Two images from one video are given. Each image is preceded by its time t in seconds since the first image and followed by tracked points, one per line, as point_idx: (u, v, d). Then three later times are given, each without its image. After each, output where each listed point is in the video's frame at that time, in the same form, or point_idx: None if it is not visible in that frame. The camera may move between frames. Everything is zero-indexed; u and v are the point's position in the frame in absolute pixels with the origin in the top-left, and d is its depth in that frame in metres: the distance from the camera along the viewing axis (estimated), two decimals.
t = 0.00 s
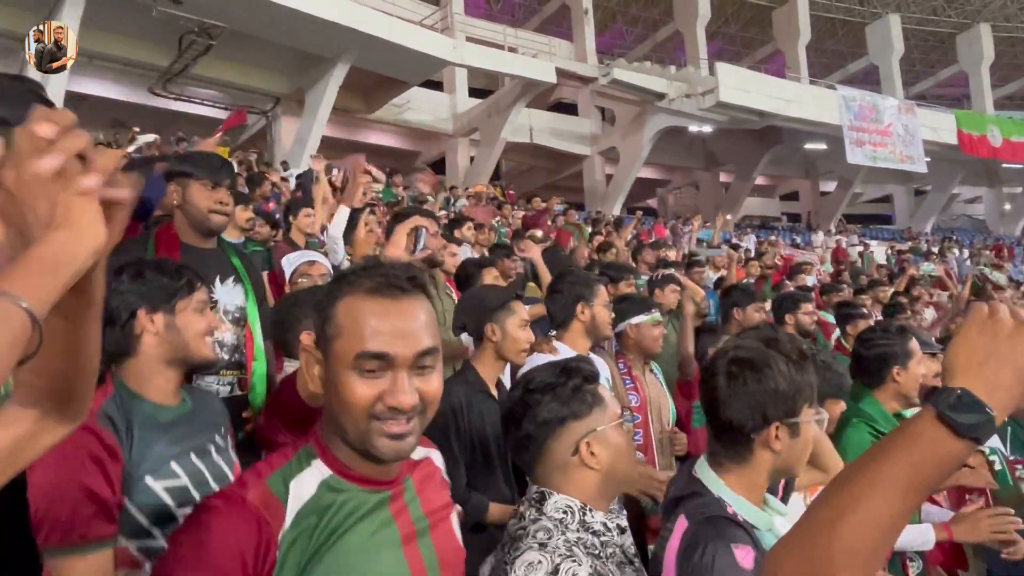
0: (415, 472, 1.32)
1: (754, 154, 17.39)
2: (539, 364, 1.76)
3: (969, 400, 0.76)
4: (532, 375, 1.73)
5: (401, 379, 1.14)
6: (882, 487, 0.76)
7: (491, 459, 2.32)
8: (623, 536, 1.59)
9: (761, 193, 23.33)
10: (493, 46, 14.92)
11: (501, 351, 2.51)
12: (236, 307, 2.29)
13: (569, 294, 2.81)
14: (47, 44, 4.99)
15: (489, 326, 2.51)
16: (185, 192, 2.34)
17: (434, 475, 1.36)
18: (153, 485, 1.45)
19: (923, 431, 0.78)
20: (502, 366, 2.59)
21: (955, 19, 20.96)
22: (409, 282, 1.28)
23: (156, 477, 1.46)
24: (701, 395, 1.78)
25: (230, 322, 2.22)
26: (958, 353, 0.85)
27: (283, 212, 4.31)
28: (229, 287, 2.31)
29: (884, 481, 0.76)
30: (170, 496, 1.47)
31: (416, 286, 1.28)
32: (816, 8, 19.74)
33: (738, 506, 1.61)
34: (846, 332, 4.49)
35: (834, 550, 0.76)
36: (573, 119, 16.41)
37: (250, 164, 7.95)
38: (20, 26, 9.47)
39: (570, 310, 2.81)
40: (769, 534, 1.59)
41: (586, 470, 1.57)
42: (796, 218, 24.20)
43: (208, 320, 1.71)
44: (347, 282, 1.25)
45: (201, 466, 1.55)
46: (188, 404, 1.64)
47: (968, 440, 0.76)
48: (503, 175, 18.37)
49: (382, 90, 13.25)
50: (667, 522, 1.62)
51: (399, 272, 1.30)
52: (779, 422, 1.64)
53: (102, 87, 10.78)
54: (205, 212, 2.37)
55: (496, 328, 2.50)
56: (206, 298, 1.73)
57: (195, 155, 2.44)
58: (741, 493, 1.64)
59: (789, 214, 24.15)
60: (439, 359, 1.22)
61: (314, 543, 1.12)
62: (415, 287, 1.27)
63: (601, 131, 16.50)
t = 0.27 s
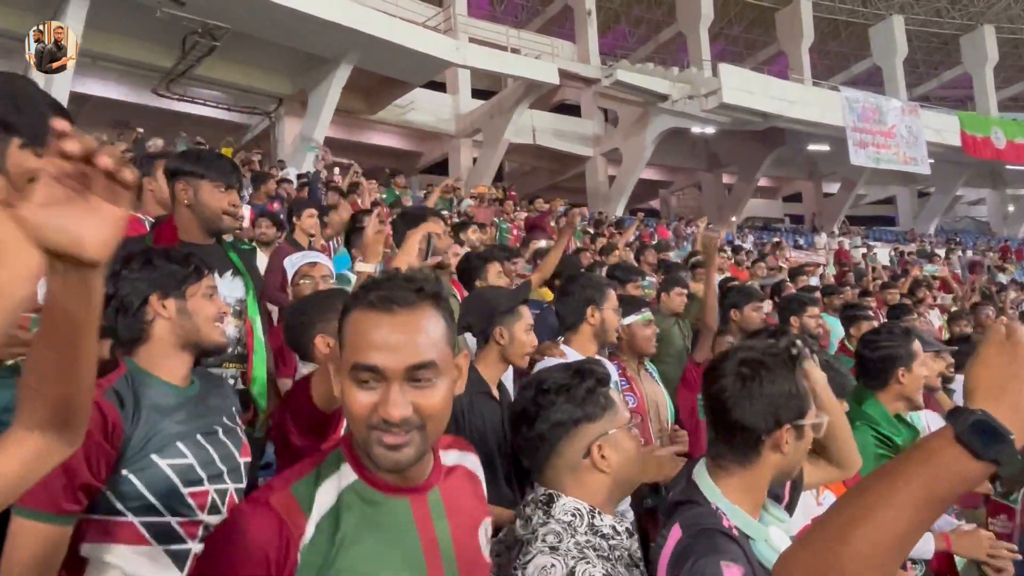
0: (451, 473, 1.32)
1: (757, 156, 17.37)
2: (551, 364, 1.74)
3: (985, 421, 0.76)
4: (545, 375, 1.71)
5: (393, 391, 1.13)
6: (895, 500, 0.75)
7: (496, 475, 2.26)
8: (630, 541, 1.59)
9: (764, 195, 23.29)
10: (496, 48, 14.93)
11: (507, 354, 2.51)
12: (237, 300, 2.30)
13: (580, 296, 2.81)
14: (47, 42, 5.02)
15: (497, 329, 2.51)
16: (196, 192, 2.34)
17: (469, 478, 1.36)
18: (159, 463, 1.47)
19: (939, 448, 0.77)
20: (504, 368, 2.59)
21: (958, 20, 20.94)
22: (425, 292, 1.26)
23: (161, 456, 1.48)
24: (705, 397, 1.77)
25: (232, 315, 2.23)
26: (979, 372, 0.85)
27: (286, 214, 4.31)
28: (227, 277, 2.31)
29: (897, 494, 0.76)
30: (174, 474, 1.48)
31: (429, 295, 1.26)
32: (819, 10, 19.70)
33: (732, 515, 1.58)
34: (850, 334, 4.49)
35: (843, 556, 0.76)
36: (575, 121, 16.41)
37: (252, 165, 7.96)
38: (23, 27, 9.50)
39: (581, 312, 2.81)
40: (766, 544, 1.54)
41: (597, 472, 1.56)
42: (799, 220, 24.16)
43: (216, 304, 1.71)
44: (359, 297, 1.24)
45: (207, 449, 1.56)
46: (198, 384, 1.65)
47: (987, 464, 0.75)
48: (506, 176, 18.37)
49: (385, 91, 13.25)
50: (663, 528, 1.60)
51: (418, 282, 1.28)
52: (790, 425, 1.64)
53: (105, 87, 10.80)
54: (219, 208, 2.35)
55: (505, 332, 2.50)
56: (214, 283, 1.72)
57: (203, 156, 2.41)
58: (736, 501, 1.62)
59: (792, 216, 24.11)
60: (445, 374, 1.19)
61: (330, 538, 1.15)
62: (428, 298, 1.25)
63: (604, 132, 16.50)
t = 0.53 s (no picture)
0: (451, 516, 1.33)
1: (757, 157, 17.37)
2: (560, 364, 1.74)
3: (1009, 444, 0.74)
4: (553, 376, 1.71)
5: (318, 415, 1.14)
6: (908, 517, 0.76)
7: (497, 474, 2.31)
8: (636, 546, 1.59)
9: (765, 196, 23.28)
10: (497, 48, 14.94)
11: (509, 354, 2.51)
12: (232, 303, 2.32)
13: (583, 297, 2.80)
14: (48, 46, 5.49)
15: (500, 329, 2.50)
16: (194, 192, 2.34)
17: (473, 519, 1.35)
18: (155, 470, 1.52)
19: (956, 471, 0.76)
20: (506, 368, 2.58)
21: (960, 22, 20.94)
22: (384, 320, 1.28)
23: (157, 462, 1.53)
24: (693, 417, 1.78)
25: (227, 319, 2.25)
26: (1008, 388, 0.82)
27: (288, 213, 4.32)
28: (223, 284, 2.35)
29: (912, 513, 0.76)
30: (170, 482, 1.53)
31: (383, 324, 1.26)
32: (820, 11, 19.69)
33: (734, 517, 1.56)
34: (849, 335, 4.50)
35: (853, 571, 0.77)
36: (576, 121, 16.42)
37: (253, 165, 7.97)
38: (25, 27, 9.52)
39: (583, 313, 2.80)
40: (769, 543, 1.52)
41: (603, 476, 1.56)
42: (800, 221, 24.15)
43: (214, 319, 1.77)
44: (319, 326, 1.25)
45: (201, 461, 1.61)
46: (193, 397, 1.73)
47: (1004, 484, 0.74)
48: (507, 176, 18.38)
49: (386, 92, 13.26)
50: (667, 529, 1.60)
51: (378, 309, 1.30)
52: (781, 427, 1.64)
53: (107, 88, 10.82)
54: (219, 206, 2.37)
55: (508, 332, 2.49)
56: (211, 297, 1.80)
57: (202, 156, 2.39)
58: (738, 504, 1.61)
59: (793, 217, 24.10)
60: (381, 409, 1.17)
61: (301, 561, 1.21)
62: (384, 328, 1.26)
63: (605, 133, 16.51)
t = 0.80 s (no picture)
0: (401, 531, 1.10)
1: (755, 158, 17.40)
2: (565, 367, 1.73)
3: None
4: (561, 377, 1.69)
5: (192, 443, 0.93)
6: (929, 524, 0.80)
7: (498, 474, 2.32)
8: (641, 547, 1.57)
9: (762, 198, 23.31)
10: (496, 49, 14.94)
11: (509, 352, 2.51)
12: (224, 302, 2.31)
13: (580, 298, 2.81)
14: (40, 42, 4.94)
15: (498, 329, 2.51)
16: (189, 190, 2.33)
17: (430, 533, 1.11)
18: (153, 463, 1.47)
19: (971, 485, 0.81)
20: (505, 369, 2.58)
21: (957, 24, 21.00)
22: (268, 327, 1.07)
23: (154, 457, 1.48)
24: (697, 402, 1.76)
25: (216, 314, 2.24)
26: None
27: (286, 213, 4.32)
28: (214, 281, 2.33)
29: (927, 524, 0.80)
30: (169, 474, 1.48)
31: (270, 331, 1.06)
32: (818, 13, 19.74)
33: (750, 492, 1.56)
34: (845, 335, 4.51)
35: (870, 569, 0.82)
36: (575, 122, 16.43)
37: (252, 165, 7.98)
38: (23, 25, 9.49)
39: (581, 315, 2.81)
40: (782, 515, 1.55)
41: (609, 479, 1.55)
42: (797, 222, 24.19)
43: (192, 322, 1.74)
44: (191, 347, 1.05)
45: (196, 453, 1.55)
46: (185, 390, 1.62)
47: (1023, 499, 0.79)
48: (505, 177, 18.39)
49: (384, 92, 13.25)
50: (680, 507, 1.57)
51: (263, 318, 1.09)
52: (785, 406, 1.65)
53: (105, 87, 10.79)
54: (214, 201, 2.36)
55: (507, 331, 2.50)
56: (189, 303, 1.76)
57: (193, 154, 2.39)
58: (753, 480, 1.61)
59: (790, 219, 24.14)
60: (266, 434, 0.96)
61: None
62: (271, 335, 1.05)
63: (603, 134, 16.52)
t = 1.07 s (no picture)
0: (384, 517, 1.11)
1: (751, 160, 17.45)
2: (569, 366, 1.72)
3: None
4: (564, 376, 1.68)
5: (186, 473, 0.95)
6: (941, 523, 0.81)
7: (499, 478, 2.33)
8: (642, 549, 1.57)
9: (757, 199, 23.36)
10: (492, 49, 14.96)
11: (512, 354, 2.51)
12: (219, 300, 2.33)
13: (576, 301, 2.81)
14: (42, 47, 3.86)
15: (500, 330, 2.51)
16: (182, 190, 2.32)
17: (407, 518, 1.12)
18: (125, 496, 1.53)
19: (983, 486, 0.82)
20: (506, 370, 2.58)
21: (951, 28, 21.10)
22: (254, 343, 1.04)
23: (126, 489, 1.54)
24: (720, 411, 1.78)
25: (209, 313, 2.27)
26: None
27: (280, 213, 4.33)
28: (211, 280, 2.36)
29: (941, 524, 0.82)
30: (139, 507, 1.54)
31: (255, 349, 1.03)
32: (813, 15, 19.80)
33: (762, 509, 1.62)
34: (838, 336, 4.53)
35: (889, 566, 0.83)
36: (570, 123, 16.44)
37: (249, 165, 7.97)
38: (19, 24, 9.48)
39: (576, 317, 2.81)
40: (790, 536, 1.62)
41: (610, 479, 1.55)
42: (792, 224, 24.24)
43: (165, 330, 1.71)
44: (173, 356, 1.03)
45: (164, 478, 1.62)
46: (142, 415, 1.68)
47: None
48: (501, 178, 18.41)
49: (380, 92, 13.24)
50: (689, 519, 1.60)
51: (246, 329, 1.07)
52: (808, 423, 1.67)
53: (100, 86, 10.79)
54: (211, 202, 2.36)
55: (508, 333, 2.50)
56: (163, 309, 1.74)
57: (184, 154, 2.37)
58: (765, 495, 1.66)
59: (786, 221, 24.19)
60: (260, 456, 0.98)
61: None
62: (253, 355, 1.03)
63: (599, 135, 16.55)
